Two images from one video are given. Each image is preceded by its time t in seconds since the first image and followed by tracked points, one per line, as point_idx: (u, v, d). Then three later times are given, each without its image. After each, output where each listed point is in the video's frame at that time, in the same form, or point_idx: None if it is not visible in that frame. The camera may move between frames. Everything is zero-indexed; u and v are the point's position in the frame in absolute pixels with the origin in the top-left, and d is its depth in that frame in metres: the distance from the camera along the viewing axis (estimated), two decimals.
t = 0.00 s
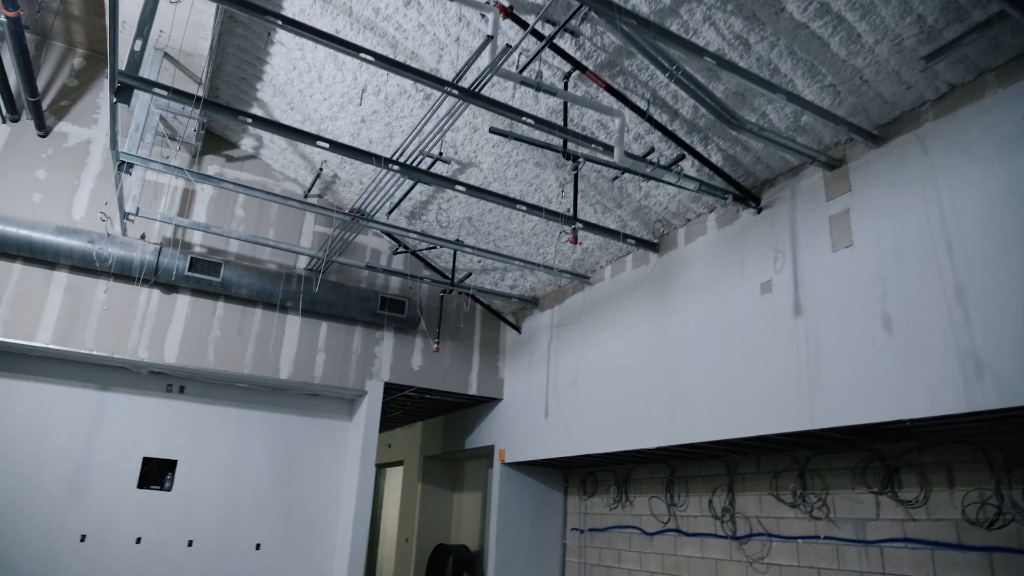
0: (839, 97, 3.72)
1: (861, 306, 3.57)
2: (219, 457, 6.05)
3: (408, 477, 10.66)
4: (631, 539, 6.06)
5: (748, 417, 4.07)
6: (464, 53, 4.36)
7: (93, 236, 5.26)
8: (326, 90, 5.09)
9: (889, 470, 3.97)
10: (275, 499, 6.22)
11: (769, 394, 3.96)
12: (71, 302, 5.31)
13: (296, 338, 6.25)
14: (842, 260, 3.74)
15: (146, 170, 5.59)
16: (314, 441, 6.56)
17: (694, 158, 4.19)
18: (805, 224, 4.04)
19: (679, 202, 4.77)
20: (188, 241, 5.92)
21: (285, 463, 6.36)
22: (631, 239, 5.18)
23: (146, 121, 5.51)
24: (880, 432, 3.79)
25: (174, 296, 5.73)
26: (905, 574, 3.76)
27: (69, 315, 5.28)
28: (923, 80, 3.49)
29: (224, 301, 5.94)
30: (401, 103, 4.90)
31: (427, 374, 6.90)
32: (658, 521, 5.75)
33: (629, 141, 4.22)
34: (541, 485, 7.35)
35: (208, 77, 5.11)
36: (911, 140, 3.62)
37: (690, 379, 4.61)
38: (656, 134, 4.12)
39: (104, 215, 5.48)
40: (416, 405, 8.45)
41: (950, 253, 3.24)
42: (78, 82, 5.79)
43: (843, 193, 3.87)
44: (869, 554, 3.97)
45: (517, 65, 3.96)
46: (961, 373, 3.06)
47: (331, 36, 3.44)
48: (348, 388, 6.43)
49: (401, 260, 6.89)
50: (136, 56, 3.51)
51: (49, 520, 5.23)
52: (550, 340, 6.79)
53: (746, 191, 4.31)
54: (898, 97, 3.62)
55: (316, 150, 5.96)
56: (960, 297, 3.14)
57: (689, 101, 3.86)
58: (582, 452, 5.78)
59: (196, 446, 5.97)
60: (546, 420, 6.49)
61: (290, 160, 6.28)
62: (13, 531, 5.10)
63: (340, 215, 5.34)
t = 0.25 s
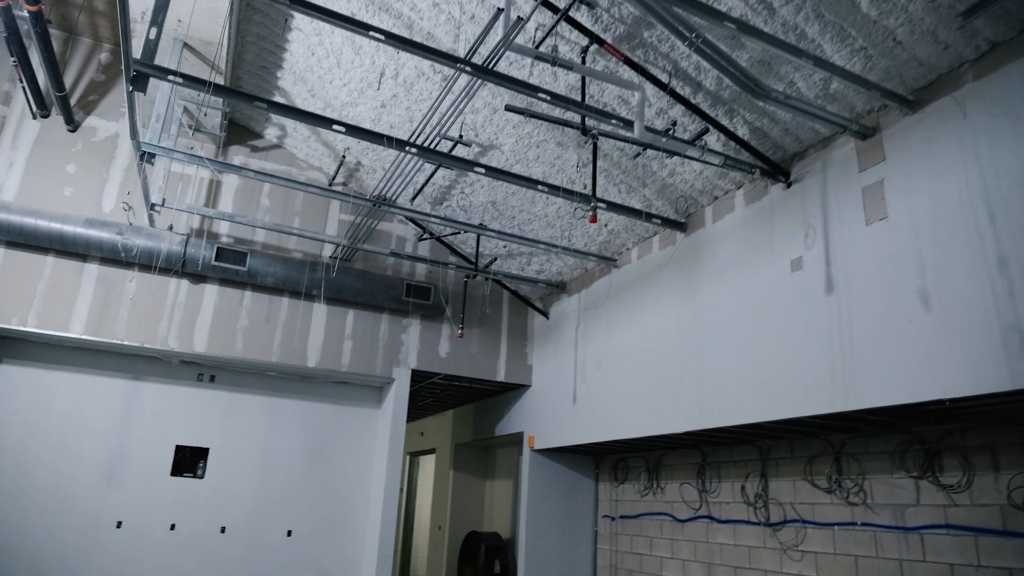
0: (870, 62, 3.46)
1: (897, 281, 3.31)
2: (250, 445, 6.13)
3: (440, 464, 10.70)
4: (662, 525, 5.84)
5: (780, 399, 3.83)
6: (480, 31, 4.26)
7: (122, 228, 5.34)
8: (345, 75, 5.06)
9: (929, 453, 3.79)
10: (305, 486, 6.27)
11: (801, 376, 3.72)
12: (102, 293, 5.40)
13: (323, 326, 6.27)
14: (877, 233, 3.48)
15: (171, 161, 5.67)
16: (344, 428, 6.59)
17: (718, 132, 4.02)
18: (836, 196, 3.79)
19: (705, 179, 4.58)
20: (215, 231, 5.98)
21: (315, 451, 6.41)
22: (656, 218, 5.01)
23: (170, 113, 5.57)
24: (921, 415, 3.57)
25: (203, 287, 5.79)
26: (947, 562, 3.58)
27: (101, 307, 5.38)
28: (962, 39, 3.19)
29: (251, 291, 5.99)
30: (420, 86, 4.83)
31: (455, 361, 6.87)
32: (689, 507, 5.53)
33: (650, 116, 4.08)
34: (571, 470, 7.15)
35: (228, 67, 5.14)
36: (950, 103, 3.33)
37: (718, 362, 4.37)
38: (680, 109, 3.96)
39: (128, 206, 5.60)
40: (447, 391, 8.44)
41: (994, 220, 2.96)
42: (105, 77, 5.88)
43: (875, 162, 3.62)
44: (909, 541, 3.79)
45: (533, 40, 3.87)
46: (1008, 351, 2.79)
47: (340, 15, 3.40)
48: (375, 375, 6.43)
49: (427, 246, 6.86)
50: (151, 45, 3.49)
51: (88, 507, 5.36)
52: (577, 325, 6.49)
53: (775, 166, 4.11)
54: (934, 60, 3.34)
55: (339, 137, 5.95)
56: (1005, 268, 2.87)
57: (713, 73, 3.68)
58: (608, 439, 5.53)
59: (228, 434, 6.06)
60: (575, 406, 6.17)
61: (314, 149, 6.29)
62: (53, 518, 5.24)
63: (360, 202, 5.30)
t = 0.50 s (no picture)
0: (901, 29, 3.26)
1: (930, 259, 3.14)
2: (277, 436, 6.19)
3: (470, 455, 10.71)
4: (692, 515, 5.64)
5: (810, 384, 3.67)
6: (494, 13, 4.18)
7: (147, 222, 5.41)
8: (363, 64, 5.03)
9: (967, 439, 3.61)
10: (332, 476, 6.30)
11: (830, 360, 3.57)
12: (130, 287, 5.49)
13: (347, 317, 6.29)
14: (909, 209, 3.31)
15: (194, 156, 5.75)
16: (370, 419, 6.60)
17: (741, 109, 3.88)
18: (866, 172, 3.62)
19: (728, 160, 4.44)
20: (239, 224, 6.03)
21: (343, 441, 6.44)
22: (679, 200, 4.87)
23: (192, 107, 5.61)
24: (957, 399, 3.41)
25: (228, 279, 5.84)
26: (987, 552, 3.42)
27: (129, 300, 5.47)
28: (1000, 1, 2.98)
29: (276, 283, 6.02)
30: (436, 72, 4.77)
31: (481, 351, 6.79)
32: (719, 497, 5.38)
33: (669, 94, 3.96)
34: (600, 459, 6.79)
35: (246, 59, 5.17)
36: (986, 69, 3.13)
37: (744, 348, 4.22)
38: (701, 86, 3.82)
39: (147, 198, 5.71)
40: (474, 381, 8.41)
41: None
42: (130, 74, 5.97)
43: (907, 135, 3.43)
44: (948, 531, 3.62)
45: (547, 19, 3.78)
46: None
47: None
48: (399, 366, 6.41)
49: (450, 235, 6.81)
50: (165, 36, 3.51)
51: (121, 497, 5.48)
52: (603, 312, 6.20)
53: (802, 143, 3.94)
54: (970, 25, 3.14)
55: (359, 128, 5.94)
56: None
57: (734, 47, 3.53)
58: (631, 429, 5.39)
59: (256, 425, 6.14)
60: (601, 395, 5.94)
61: (335, 140, 6.30)
62: (89, 507, 5.36)
63: (379, 191, 5.25)
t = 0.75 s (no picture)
0: None
1: (971, 231, 2.94)
2: (307, 425, 6.21)
3: (504, 443, 10.68)
4: (727, 504, 5.44)
5: (843, 366, 3.50)
6: None
7: (176, 215, 5.48)
8: (383, 50, 4.99)
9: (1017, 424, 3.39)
10: (364, 465, 6.27)
11: (863, 340, 3.40)
12: (162, 279, 5.59)
13: (375, 306, 6.24)
14: (946, 179, 3.12)
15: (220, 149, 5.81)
16: (401, 406, 6.54)
17: (768, 80, 3.71)
18: (903, 143, 3.42)
19: (758, 135, 4.26)
20: (267, 215, 6.08)
21: (373, 430, 6.42)
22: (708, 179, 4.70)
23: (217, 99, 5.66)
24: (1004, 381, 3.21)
25: (257, 270, 5.88)
26: None
27: (161, 292, 5.57)
28: None
29: (304, 273, 6.03)
30: (455, 55, 4.69)
31: (510, 339, 6.61)
32: (754, 486, 5.18)
33: (691, 68, 3.81)
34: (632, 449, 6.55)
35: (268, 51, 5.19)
36: None
37: (775, 330, 4.06)
38: (725, 58, 3.67)
39: (169, 188, 5.80)
40: (506, 369, 8.33)
41: None
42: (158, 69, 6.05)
43: (943, 103, 3.23)
44: (995, 520, 3.43)
45: None
46: None
47: None
48: (428, 353, 6.33)
49: (477, 222, 6.71)
50: (181, 26, 3.53)
51: (158, 485, 5.60)
52: (633, 297, 5.97)
53: (834, 115, 3.75)
54: None
55: (382, 115, 5.91)
56: None
57: (759, 15, 3.36)
58: (660, 415, 5.26)
59: (287, 414, 6.17)
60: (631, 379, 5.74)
61: (360, 130, 6.29)
62: (128, 494, 5.50)
63: (400, 177, 5.20)
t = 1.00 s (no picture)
0: None
1: (1002, 206, 2.80)
2: (331, 418, 6.20)
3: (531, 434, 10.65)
4: (756, 496, 5.29)
5: (872, 352, 3.36)
6: None
7: (199, 212, 5.53)
8: (398, 41, 4.97)
9: None
10: (390, 458, 6.23)
11: (891, 324, 3.26)
12: (187, 275, 5.67)
13: (396, 299, 6.17)
14: (975, 154, 2.97)
15: (241, 144, 5.86)
16: (425, 400, 6.49)
17: (788, 56, 3.58)
18: (931, 116, 3.26)
19: (780, 115, 4.13)
20: (289, 210, 6.12)
21: (398, 423, 6.36)
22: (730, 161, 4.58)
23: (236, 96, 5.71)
24: None
25: (280, 265, 5.89)
26: None
27: (186, 288, 5.64)
28: None
29: (326, 266, 6.01)
30: (468, 42, 4.65)
31: (534, 329, 6.41)
32: (783, 477, 5.03)
33: (708, 47, 3.70)
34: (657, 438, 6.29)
35: (286, 46, 5.23)
36: None
37: (802, 315, 3.93)
38: (743, 35, 3.55)
39: (189, 185, 5.88)
40: (532, 361, 8.24)
41: None
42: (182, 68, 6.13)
43: (972, 72, 3.08)
44: None
45: None
46: None
47: None
48: (450, 346, 6.20)
49: (498, 213, 6.58)
50: (194, 21, 3.54)
51: (187, 479, 5.67)
52: (657, 286, 5.80)
53: (859, 91, 3.60)
54: None
55: (401, 107, 5.89)
56: None
57: None
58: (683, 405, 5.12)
59: (312, 408, 6.17)
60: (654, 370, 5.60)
61: (380, 123, 6.29)
62: (159, 488, 5.59)
63: (417, 168, 5.16)
